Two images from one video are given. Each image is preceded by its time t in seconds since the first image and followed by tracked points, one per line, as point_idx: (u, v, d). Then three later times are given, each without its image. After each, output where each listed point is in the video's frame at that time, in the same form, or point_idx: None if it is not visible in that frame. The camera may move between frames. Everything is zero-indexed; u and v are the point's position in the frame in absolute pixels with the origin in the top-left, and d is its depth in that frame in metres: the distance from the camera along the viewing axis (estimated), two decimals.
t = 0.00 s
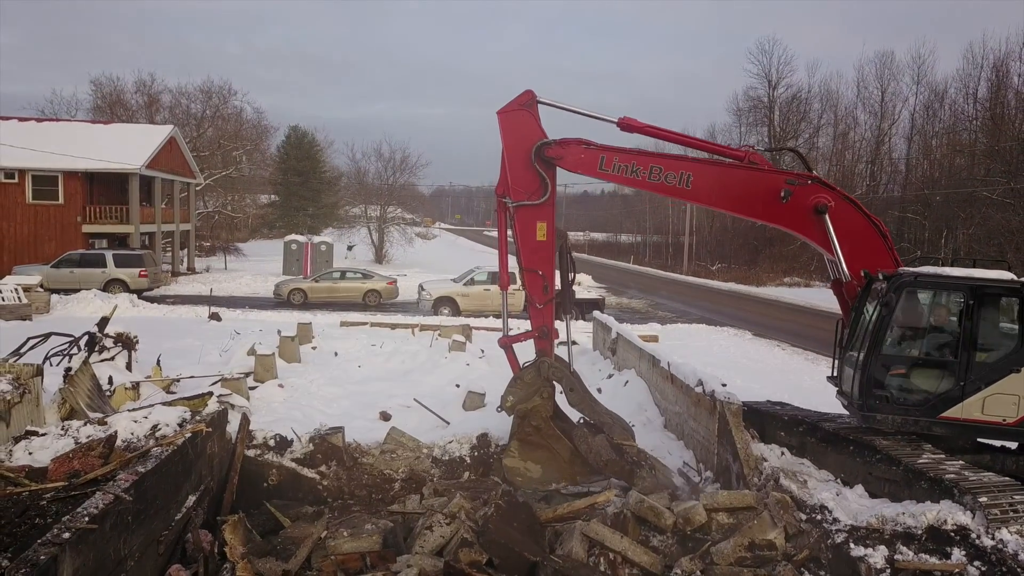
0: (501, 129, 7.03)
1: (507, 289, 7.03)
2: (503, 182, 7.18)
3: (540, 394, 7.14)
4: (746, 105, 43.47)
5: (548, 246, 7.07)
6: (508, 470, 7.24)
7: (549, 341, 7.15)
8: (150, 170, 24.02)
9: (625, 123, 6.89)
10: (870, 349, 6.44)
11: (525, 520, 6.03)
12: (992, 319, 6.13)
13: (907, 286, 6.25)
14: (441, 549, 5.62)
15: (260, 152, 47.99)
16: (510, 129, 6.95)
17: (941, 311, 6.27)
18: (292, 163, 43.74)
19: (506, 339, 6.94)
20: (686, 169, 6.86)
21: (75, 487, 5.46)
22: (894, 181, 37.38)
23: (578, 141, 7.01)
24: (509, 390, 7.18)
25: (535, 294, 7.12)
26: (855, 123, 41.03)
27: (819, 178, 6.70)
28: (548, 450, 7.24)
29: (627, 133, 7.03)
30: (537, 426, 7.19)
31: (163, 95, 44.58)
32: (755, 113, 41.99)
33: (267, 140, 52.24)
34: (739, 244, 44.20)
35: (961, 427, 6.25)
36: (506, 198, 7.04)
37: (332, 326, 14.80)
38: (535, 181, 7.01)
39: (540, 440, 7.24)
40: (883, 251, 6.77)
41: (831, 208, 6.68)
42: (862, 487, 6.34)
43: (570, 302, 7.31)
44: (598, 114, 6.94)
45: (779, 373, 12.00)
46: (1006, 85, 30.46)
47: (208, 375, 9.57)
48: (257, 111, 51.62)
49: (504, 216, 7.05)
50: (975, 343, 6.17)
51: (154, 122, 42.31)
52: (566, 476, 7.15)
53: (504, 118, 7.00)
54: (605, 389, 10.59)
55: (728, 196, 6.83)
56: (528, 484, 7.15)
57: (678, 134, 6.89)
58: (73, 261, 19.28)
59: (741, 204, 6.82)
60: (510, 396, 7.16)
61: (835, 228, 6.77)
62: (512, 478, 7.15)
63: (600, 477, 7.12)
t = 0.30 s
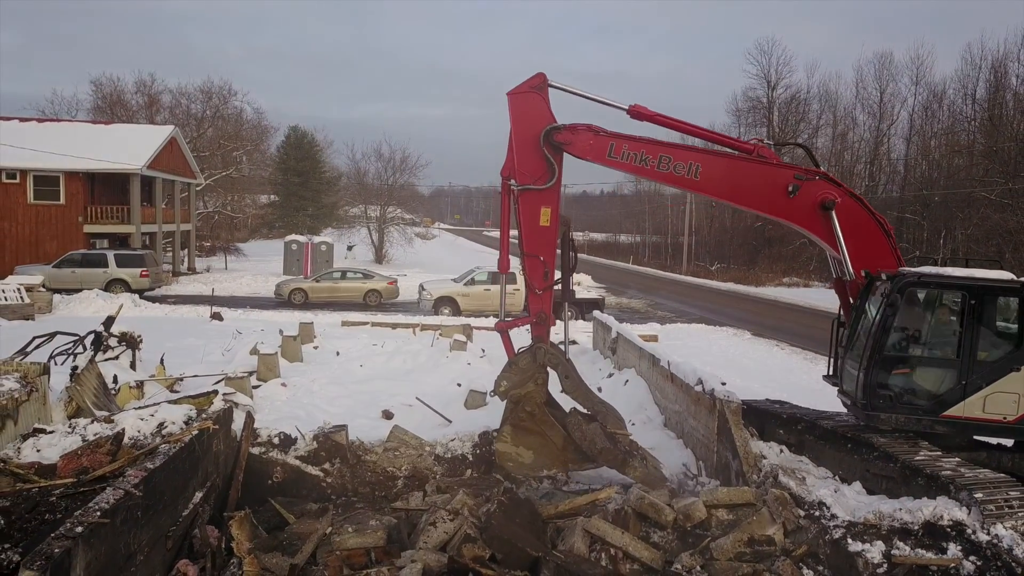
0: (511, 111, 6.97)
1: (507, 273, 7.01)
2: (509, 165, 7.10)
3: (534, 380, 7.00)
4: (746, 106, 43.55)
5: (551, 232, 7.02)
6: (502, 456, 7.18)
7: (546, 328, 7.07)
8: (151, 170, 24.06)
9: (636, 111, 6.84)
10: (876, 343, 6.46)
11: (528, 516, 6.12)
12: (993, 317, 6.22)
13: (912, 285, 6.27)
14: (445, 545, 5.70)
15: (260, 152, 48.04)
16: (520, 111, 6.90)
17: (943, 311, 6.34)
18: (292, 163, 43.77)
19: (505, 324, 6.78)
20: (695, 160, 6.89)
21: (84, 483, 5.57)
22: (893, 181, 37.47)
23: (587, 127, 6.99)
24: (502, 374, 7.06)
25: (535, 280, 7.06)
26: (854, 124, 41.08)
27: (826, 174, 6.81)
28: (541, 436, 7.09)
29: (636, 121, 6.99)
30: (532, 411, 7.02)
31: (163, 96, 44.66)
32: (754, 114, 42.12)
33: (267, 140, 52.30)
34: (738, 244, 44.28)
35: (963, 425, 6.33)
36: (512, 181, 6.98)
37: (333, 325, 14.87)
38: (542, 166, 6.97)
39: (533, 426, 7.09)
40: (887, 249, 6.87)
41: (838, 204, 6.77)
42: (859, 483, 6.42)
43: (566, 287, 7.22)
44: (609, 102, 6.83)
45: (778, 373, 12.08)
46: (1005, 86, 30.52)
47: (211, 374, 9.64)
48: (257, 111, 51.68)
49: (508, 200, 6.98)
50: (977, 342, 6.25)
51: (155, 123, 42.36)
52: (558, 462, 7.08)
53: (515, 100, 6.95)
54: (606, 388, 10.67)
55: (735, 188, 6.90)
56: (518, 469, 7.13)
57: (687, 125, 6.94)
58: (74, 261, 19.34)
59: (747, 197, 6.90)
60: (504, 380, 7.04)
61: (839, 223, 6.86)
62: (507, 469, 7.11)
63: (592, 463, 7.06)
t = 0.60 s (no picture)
0: (525, 79, 6.85)
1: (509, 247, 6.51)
2: (519, 134, 6.97)
3: (533, 352, 6.60)
4: (745, 99, 43.55)
5: (558, 205, 6.89)
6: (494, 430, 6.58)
7: (547, 302, 6.81)
8: (152, 162, 24.06)
9: (651, 87, 6.78)
10: (881, 330, 6.53)
11: (530, 502, 6.23)
12: (994, 308, 6.32)
13: (916, 277, 6.36)
14: (449, 530, 5.81)
15: (259, 145, 48.03)
16: (536, 79, 6.80)
17: (946, 302, 6.43)
18: (292, 155, 43.78)
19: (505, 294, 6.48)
20: (707, 141, 6.90)
21: (95, 470, 5.73)
22: (892, 174, 37.54)
23: (601, 100, 6.92)
24: (499, 346, 6.66)
25: (539, 253, 6.91)
26: (853, 116, 41.10)
27: (837, 162, 6.88)
28: (536, 409, 6.61)
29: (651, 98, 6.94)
30: (530, 384, 6.57)
31: (163, 89, 44.65)
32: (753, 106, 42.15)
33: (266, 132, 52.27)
34: (737, 236, 44.39)
35: (964, 414, 6.44)
36: (522, 151, 6.85)
37: (335, 317, 14.97)
38: (554, 138, 6.88)
39: (529, 400, 6.59)
40: (891, 239, 7.00)
41: (847, 191, 6.84)
42: (855, 471, 6.54)
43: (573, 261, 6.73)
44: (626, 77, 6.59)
45: (775, 363, 12.24)
46: (1004, 80, 30.53)
47: (215, 364, 9.73)
48: (257, 104, 51.64)
49: (517, 168, 6.84)
50: (980, 332, 6.35)
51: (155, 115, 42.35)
52: (553, 438, 6.60)
53: (529, 68, 6.84)
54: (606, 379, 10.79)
55: (747, 171, 6.90)
56: (512, 443, 6.56)
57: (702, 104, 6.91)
58: (77, 253, 19.42)
59: (757, 179, 6.92)
60: (501, 352, 6.62)
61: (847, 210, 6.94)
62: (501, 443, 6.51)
63: (588, 441, 6.65)
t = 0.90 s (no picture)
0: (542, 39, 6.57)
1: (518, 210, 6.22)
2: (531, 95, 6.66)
3: (534, 319, 6.44)
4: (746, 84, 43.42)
5: (569, 170, 6.62)
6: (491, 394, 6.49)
7: (551, 269, 6.59)
8: (152, 147, 24.06)
9: (669, 57, 6.69)
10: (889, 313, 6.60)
11: (532, 482, 6.38)
12: (993, 294, 6.46)
13: (921, 262, 6.44)
14: (454, 508, 5.96)
15: (259, 129, 47.92)
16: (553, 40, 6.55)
17: (947, 288, 6.54)
18: (291, 141, 43.68)
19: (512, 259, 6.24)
20: (723, 114, 6.84)
21: (108, 450, 5.92)
22: (891, 159, 37.51)
23: (619, 67, 6.75)
24: (499, 311, 6.43)
25: (546, 219, 6.64)
26: (854, 102, 41.01)
27: (847, 143, 6.97)
28: (535, 375, 6.54)
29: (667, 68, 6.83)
30: (530, 350, 6.49)
31: (161, 74, 44.53)
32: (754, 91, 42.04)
33: (266, 118, 52.13)
34: (737, 222, 44.43)
35: (964, 396, 6.57)
36: (536, 111, 6.56)
37: (338, 302, 15.08)
38: (569, 101, 6.61)
39: (529, 366, 6.53)
40: (895, 221, 7.16)
41: (856, 172, 6.96)
42: (851, 451, 6.69)
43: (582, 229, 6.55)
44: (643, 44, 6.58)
45: (773, 347, 12.39)
46: (1005, 65, 30.44)
47: (220, 348, 9.85)
48: (256, 89, 51.47)
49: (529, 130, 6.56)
50: (981, 316, 6.47)
51: (153, 100, 42.23)
52: (551, 404, 6.56)
53: (548, 27, 6.55)
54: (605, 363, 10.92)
55: (761, 147, 6.91)
56: (509, 409, 6.50)
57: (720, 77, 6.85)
58: (79, 238, 19.50)
59: (771, 156, 6.94)
60: (501, 317, 6.42)
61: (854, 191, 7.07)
62: (498, 409, 6.45)
63: (586, 409, 6.61)
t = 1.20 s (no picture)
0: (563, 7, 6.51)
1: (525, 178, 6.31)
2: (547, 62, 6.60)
3: (537, 292, 6.45)
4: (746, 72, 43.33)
5: (580, 142, 6.63)
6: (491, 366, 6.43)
7: (557, 241, 6.66)
8: (153, 135, 24.07)
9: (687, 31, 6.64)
10: (895, 299, 6.68)
11: (535, 465, 6.53)
12: (992, 281, 6.61)
13: (924, 252, 6.52)
14: (459, 490, 6.10)
15: (259, 117, 47.86)
16: (574, 8, 6.49)
17: (949, 276, 6.66)
18: (291, 129, 43.63)
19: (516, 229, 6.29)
20: (738, 93, 6.90)
21: (122, 433, 6.10)
22: (891, 147, 37.53)
23: (638, 38, 6.72)
24: (503, 281, 6.43)
25: (555, 190, 6.67)
26: (854, 90, 40.96)
27: (857, 128, 7.10)
28: (536, 348, 6.50)
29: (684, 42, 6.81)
30: (532, 323, 6.45)
31: (160, 61, 44.44)
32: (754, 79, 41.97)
33: (265, 105, 52.03)
34: (737, 210, 44.50)
35: (965, 382, 6.70)
36: (552, 79, 6.53)
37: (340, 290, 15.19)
38: (585, 71, 6.59)
39: (530, 339, 6.49)
40: (898, 208, 7.31)
41: (864, 158, 7.11)
42: (847, 435, 6.83)
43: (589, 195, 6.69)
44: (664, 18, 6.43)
45: (772, 334, 12.55)
46: (1005, 53, 30.38)
47: (225, 336, 9.97)
48: (256, 76, 51.34)
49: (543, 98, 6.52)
50: (980, 304, 6.61)
51: (153, 88, 42.14)
52: (550, 378, 6.52)
53: None
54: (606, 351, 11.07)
55: (774, 127, 6.99)
56: (508, 381, 6.39)
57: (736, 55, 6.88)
58: (82, 227, 19.59)
59: (782, 137, 7.03)
60: (503, 289, 6.42)
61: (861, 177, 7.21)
62: (498, 383, 6.38)
63: (584, 383, 6.64)
